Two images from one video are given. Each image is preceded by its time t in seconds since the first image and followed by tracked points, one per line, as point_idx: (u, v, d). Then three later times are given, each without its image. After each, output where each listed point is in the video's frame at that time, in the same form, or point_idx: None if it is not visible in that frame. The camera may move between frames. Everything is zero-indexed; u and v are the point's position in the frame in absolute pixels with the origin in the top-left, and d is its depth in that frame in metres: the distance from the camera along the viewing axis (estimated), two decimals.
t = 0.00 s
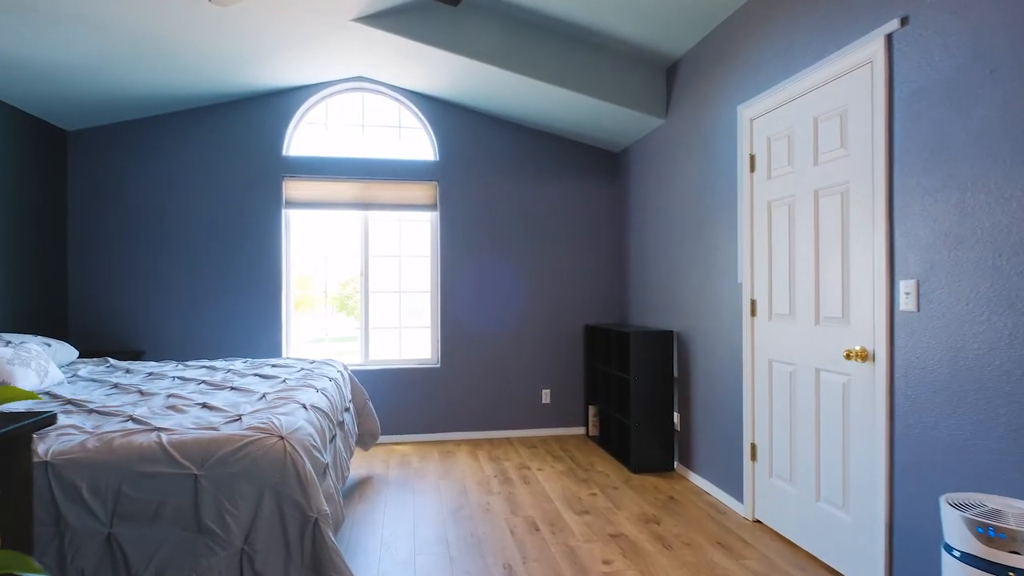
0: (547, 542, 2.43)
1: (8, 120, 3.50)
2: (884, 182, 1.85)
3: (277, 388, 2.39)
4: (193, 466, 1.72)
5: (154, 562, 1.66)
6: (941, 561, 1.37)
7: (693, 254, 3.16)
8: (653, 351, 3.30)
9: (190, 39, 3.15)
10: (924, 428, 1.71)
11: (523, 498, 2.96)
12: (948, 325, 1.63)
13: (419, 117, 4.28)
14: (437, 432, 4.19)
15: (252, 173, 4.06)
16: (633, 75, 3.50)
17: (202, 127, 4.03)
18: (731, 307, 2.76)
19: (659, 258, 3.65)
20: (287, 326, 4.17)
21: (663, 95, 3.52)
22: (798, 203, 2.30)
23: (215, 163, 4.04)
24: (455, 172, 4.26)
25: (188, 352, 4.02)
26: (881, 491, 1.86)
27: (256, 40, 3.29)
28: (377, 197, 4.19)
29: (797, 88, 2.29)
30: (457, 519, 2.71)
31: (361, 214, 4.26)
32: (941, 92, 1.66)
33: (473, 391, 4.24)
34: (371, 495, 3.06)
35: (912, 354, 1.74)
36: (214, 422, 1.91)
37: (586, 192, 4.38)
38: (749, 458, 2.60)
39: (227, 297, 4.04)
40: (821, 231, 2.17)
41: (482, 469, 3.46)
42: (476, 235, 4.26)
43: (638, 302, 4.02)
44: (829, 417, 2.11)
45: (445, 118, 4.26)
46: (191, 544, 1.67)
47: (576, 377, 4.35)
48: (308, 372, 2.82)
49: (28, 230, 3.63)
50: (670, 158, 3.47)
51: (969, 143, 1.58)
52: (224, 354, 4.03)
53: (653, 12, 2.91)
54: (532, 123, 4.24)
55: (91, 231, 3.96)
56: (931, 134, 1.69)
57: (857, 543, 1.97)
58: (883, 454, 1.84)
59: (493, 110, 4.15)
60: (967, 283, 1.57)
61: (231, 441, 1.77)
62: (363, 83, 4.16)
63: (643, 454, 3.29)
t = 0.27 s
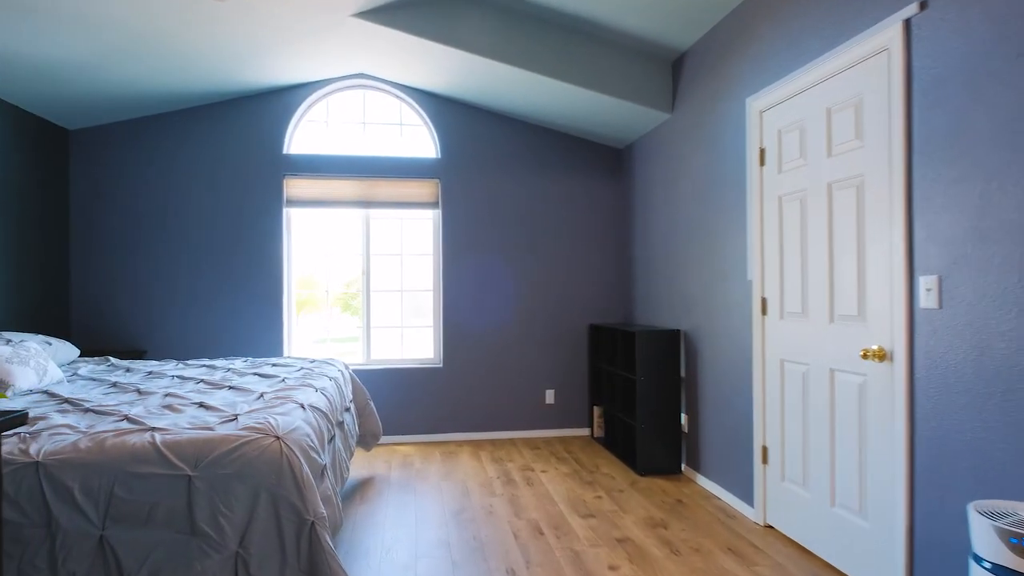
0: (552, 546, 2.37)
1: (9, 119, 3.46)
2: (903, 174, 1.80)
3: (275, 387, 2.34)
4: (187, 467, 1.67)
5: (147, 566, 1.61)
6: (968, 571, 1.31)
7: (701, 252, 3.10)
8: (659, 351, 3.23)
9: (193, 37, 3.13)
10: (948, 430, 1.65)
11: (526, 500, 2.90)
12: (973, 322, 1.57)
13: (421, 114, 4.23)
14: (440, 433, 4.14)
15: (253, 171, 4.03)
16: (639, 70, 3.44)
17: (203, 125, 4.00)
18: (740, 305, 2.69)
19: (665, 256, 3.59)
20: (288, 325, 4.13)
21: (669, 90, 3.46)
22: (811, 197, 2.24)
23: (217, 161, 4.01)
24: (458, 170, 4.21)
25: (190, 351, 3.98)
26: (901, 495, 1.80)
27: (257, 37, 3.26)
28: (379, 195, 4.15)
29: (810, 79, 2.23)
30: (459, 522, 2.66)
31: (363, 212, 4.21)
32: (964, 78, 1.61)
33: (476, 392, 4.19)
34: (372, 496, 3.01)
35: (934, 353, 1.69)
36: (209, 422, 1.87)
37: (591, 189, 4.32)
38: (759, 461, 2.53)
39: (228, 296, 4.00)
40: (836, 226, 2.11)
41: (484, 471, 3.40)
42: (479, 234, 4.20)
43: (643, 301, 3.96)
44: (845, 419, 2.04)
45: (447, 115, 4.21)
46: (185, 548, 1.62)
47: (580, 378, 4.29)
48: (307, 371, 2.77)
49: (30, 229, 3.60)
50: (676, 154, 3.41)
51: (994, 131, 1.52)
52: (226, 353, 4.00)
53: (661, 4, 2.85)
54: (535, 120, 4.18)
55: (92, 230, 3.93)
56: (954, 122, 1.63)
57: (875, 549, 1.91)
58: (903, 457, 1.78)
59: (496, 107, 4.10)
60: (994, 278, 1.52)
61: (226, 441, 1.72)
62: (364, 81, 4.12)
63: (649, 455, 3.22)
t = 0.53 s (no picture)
0: (568, 552, 2.31)
1: (29, 121, 3.50)
2: (938, 166, 1.70)
3: (287, 387, 2.31)
4: (195, 468, 1.64)
5: (154, 568, 1.58)
6: None
7: (722, 250, 3.01)
8: (679, 352, 3.14)
9: (207, 37, 3.12)
10: (990, 437, 1.55)
11: (542, 504, 2.83)
12: (1018, 322, 1.47)
13: (435, 112, 4.19)
14: (454, 434, 4.10)
15: (268, 171, 4.02)
16: (656, 64, 3.36)
17: (218, 125, 4.01)
18: (764, 305, 2.60)
19: (684, 255, 3.50)
20: (303, 325, 4.12)
21: (688, 84, 3.37)
22: (838, 192, 2.15)
23: (232, 161, 4.01)
24: (472, 168, 4.16)
25: (206, 351, 3.99)
26: (939, 505, 1.70)
27: (270, 36, 3.24)
28: (393, 194, 4.12)
29: (837, 68, 2.14)
30: (474, 525, 2.60)
31: (377, 212, 4.19)
32: (1005, 62, 1.51)
33: (491, 393, 4.13)
34: (386, 498, 2.97)
35: (975, 354, 1.60)
36: (219, 422, 1.84)
37: (608, 187, 4.25)
38: (785, 466, 2.44)
39: (243, 295, 4.00)
40: (865, 221, 2.01)
41: (499, 473, 3.34)
42: (494, 233, 4.15)
43: (662, 301, 3.87)
44: (877, 423, 1.95)
45: (461, 113, 4.17)
46: (192, 550, 1.59)
47: (597, 379, 4.21)
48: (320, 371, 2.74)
49: (49, 230, 3.62)
50: (696, 150, 3.32)
51: None
52: (241, 353, 4.00)
53: None
54: (551, 117, 4.12)
55: (110, 230, 3.96)
56: (995, 110, 1.54)
57: (911, 561, 1.82)
58: (941, 465, 1.69)
59: (511, 104, 4.04)
60: None
61: (235, 442, 1.69)
62: (378, 79, 4.10)
63: (669, 459, 3.14)
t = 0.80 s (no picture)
0: (589, 558, 2.24)
1: (55, 123, 3.55)
2: (984, 156, 1.60)
3: (304, 388, 2.29)
4: (208, 468, 1.61)
5: (168, 569, 1.56)
6: None
7: (749, 247, 2.91)
8: (704, 353, 3.05)
9: (227, 38, 3.14)
10: None
11: (562, 508, 2.77)
12: None
13: (453, 110, 4.16)
14: (473, 435, 4.05)
15: (288, 171, 4.03)
16: (679, 57, 3.27)
17: (239, 126, 4.03)
18: (794, 304, 2.50)
19: (709, 253, 3.40)
20: (323, 325, 4.12)
21: (713, 78, 3.28)
22: (874, 185, 2.04)
23: (252, 162, 4.03)
24: (491, 166, 4.11)
25: (227, 351, 4.01)
26: (987, 517, 1.60)
27: (288, 36, 3.23)
28: (412, 193, 4.09)
29: (871, 56, 2.04)
30: (492, 529, 2.55)
31: (396, 211, 4.17)
32: None
33: (510, 393, 4.08)
34: (404, 499, 2.94)
35: None
36: (234, 423, 1.82)
37: (629, 185, 4.16)
38: (816, 472, 2.34)
39: (263, 295, 4.01)
40: (903, 216, 1.91)
41: (519, 476, 3.29)
42: (513, 232, 4.10)
43: (686, 300, 3.77)
44: (916, 429, 1.85)
45: (480, 111, 4.13)
46: (206, 551, 1.57)
47: (618, 380, 4.13)
48: (337, 371, 2.72)
49: (73, 231, 3.67)
50: (721, 145, 3.23)
51: None
52: (261, 353, 4.01)
53: None
54: (571, 114, 4.06)
55: (134, 231, 4.01)
56: None
57: None
58: (989, 474, 1.59)
59: (530, 101, 3.99)
60: None
61: (248, 442, 1.66)
62: (397, 78, 4.08)
63: (694, 463, 3.05)
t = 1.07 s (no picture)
0: (611, 563, 2.18)
1: (81, 126, 3.61)
2: None
3: (322, 387, 2.27)
4: (223, 467, 1.60)
5: (183, 568, 1.54)
6: None
7: (778, 245, 2.81)
8: (730, 353, 2.95)
9: (248, 39, 3.15)
10: None
11: (583, 512, 2.70)
12: None
13: (473, 108, 4.13)
14: (493, 436, 4.01)
15: (309, 171, 4.05)
16: (705, 49, 3.18)
17: (261, 126, 4.06)
18: (826, 303, 2.40)
19: (736, 251, 3.30)
20: (343, 325, 4.12)
21: (739, 70, 3.18)
22: (912, 178, 1.94)
23: (274, 162, 4.05)
24: (512, 164, 4.07)
25: (249, 350, 4.04)
26: None
27: (307, 35, 3.23)
28: (432, 192, 4.07)
29: (910, 42, 1.94)
30: (512, 532, 2.50)
31: (415, 210, 4.15)
32: None
33: (531, 394, 4.02)
34: (423, 500, 2.90)
35: None
36: (250, 422, 1.80)
37: (653, 182, 4.07)
38: (850, 479, 2.23)
39: (284, 294, 4.03)
40: (945, 209, 1.81)
41: (539, 478, 3.23)
42: (534, 230, 4.05)
43: (712, 299, 3.67)
44: (960, 435, 1.74)
45: (500, 109, 4.08)
46: (221, 551, 1.55)
47: (641, 381, 4.04)
48: (356, 370, 2.70)
49: (99, 231, 3.73)
50: (749, 139, 3.13)
51: None
52: (282, 351, 4.03)
53: None
54: (593, 110, 3.99)
55: (160, 231, 4.07)
56: None
57: None
58: None
59: (551, 97, 3.93)
60: None
61: (264, 442, 1.64)
62: (417, 77, 4.06)
63: (721, 467, 2.95)
